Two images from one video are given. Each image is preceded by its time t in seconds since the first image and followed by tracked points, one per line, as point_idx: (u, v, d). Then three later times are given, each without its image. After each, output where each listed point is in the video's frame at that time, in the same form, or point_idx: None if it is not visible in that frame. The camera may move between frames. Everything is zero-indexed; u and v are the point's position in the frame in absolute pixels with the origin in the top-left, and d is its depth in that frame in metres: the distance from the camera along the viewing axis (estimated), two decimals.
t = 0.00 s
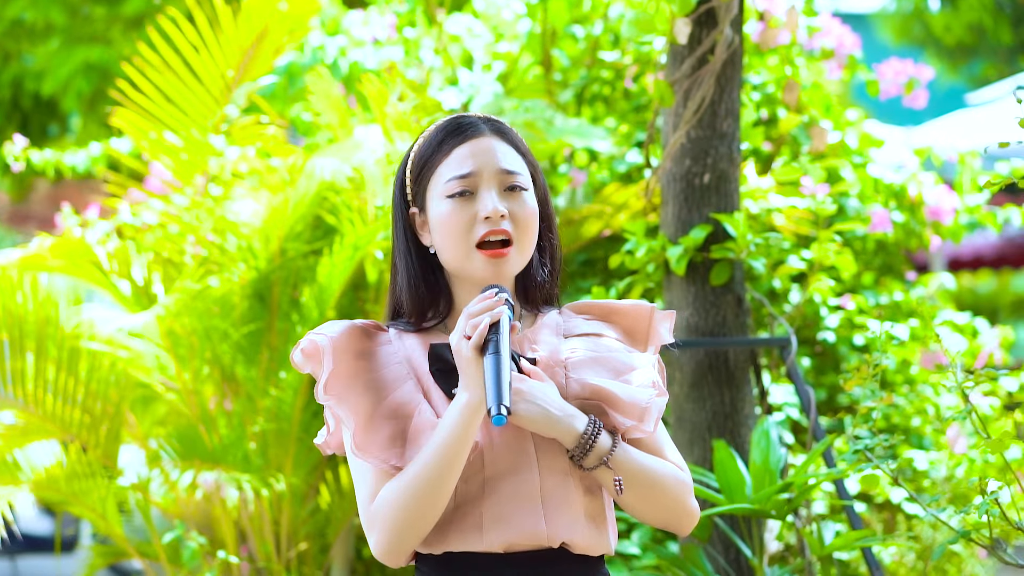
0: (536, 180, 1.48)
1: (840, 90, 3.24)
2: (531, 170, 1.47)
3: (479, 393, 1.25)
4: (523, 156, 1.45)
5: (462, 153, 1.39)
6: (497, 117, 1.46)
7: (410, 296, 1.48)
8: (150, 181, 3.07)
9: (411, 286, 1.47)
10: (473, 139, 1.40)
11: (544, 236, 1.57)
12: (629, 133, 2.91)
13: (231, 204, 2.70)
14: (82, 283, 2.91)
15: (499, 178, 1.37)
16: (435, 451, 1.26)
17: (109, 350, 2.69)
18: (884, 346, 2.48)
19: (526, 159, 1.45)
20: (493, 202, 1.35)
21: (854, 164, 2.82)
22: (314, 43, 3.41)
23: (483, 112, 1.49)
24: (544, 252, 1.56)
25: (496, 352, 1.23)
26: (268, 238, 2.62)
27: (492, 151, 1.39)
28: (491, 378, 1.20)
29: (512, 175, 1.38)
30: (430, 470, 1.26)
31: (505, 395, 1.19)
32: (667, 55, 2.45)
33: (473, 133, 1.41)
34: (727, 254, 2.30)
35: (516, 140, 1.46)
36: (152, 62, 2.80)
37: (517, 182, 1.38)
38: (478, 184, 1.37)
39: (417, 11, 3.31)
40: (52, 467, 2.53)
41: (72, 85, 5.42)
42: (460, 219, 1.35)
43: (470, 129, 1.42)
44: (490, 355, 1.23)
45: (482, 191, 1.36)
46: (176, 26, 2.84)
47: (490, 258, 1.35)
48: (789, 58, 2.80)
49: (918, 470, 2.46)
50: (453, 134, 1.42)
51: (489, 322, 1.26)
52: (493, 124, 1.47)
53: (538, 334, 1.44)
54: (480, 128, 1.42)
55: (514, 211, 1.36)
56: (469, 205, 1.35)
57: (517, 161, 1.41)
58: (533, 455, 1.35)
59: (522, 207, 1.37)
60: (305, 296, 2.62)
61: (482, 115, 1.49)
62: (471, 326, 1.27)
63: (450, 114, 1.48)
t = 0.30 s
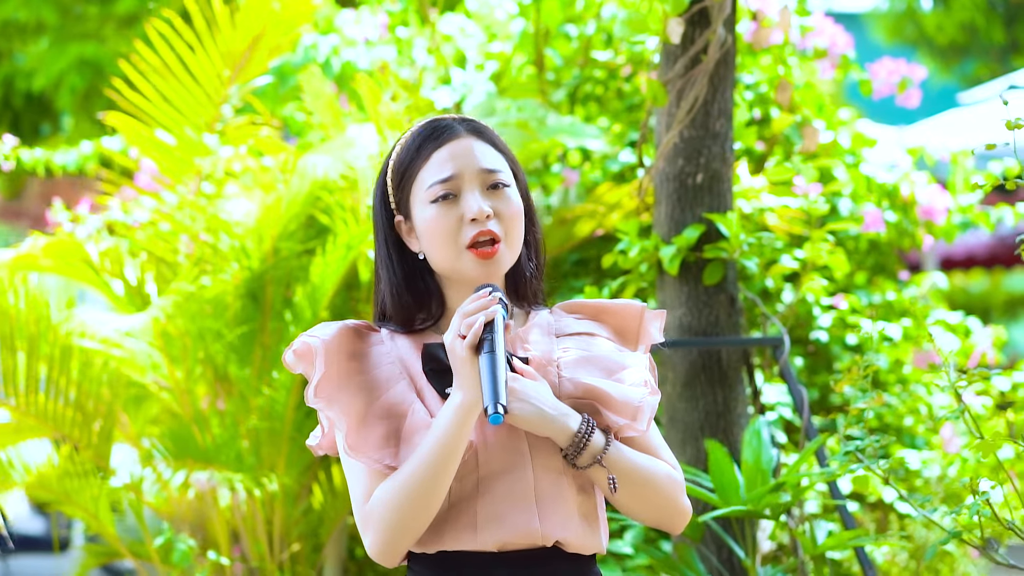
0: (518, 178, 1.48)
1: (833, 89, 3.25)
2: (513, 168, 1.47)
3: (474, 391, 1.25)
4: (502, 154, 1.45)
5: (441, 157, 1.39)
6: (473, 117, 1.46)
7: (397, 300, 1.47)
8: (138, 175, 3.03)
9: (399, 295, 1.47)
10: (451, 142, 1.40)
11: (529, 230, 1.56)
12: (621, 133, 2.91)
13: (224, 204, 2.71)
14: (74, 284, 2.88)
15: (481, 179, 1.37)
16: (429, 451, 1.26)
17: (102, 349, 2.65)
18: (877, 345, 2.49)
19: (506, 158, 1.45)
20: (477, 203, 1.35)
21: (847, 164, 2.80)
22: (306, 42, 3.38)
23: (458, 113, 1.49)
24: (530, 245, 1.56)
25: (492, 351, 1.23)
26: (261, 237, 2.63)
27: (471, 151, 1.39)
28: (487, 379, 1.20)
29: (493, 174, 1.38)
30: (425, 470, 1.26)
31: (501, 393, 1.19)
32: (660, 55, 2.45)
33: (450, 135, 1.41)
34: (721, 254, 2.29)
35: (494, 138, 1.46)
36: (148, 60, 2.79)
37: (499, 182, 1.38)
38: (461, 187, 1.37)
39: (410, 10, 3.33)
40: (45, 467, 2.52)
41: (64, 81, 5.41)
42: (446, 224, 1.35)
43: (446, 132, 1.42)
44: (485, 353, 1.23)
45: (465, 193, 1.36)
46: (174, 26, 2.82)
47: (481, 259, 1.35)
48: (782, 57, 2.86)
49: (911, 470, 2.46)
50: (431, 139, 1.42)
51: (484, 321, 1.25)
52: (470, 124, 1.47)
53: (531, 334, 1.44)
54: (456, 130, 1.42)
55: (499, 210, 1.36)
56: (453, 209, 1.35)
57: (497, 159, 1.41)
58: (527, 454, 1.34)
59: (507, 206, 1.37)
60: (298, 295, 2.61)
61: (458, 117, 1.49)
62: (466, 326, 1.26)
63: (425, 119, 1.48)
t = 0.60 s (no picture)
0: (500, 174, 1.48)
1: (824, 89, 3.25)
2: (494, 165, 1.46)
3: (459, 389, 1.24)
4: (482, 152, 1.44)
5: (420, 160, 1.39)
6: (450, 117, 1.45)
7: (380, 304, 1.47)
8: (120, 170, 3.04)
9: (381, 300, 1.46)
10: (429, 144, 1.40)
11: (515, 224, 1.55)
12: (613, 132, 2.91)
13: (215, 205, 2.69)
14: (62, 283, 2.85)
15: (460, 179, 1.37)
16: (417, 448, 1.26)
17: (92, 349, 2.66)
18: (868, 345, 2.49)
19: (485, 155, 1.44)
20: (459, 203, 1.35)
21: (838, 164, 2.80)
22: (297, 40, 3.40)
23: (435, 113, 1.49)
24: (519, 241, 1.55)
25: (478, 348, 1.23)
26: (252, 237, 2.62)
27: (450, 152, 1.39)
28: (472, 376, 1.20)
29: (472, 174, 1.38)
30: (413, 467, 1.26)
31: (486, 390, 1.18)
32: (652, 54, 2.45)
33: (428, 138, 1.41)
34: (712, 253, 2.30)
35: (473, 137, 1.45)
36: (136, 60, 2.79)
37: (479, 181, 1.38)
38: (442, 188, 1.37)
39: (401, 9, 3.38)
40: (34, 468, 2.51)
41: (58, 79, 5.47)
42: (429, 227, 1.35)
43: (425, 134, 1.42)
44: (471, 351, 1.23)
45: (446, 195, 1.36)
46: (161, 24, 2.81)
47: (468, 260, 1.35)
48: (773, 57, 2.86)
49: (902, 470, 2.46)
50: (410, 142, 1.42)
51: (471, 319, 1.25)
52: (449, 123, 1.47)
53: (522, 334, 1.44)
54: (435, 131, 1.42)
55: (482, 209, 1.36)
56: (436, 211, 1.35)
57: (477, 158, 1.41)
58: (516, 453, 1.34)
59: (490, 204, 1.37)
60: (289, 295, 2.61)
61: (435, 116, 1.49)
62: (453, 323, 1.26)
63: (403, 122, 1.47)
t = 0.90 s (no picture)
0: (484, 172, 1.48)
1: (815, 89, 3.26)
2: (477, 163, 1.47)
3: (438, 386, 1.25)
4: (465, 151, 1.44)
5: (402, 163, 1.39)
6: (431, 118, 1.46)
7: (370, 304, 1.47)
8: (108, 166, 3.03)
9: (371, 298, 1.46)
10: (410, 146, 1.40)
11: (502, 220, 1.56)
12: (605, 132, 2.92)
13: (207, 206, 2.73)
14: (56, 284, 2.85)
15: (442, 180, 1.37)
16: (402, 445, 1.26)
17: (83, 349, 2.69)
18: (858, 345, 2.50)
19: (468, 154, 1.44)
20: (441, 204, 1.35)
21: (829, 164, 2.84)
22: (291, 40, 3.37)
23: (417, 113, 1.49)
24: (507, 237, 1.55)
25: (456, 344, 1.22)
26: (244, 237, 2.61)
27: (431, 153, 1.39)
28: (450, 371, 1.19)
29: (454, 173, 1.38)
30: (399, 464, 1.26)
31: (462, 386, 1.18)
32: (643, 54, 2.45)
33: (409, 140, 1.41)
34: (703, 253, 2.30)
35: (454, 137, 1.46)
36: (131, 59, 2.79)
37: (461, 180, 1.38)
38: (424, 190, 1.37)
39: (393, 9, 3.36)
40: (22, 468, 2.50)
41: (48, 79, 5.44)
42: (414, 229, 1.36)
43: (406, 136, 1.42)
44: (450, 347, 1.22)
45: (429, 196, 1.36)
46: (157, 22, 2.81)
47: (454, 260, 1.36)
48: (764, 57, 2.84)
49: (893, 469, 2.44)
50: (391, 146, 1.42)
51: (450, 316, 1.25)
52: (430, 123, 1.47)
53: (513, 333, 1.44)
54: (416, 133, 1.42)
55: (465, 208, 1.37)
56: (419, 213, 1.36)
57: (459, 157, 1.41)
58: (502, 451, 1.34)
59: (473, 203, 1.37)
60: (280, 294, 2.61)
61: (417, 117, 1.49)
62: (432, 320, 1.26)
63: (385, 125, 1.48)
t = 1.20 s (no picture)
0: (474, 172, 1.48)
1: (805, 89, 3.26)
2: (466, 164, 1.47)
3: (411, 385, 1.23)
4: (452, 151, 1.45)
5: (389, 164, 1.39)
6: (417, 119, 1.46)
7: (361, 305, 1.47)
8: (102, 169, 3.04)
9: (360, 301, 1.46)
10: (396, 147, 1.41)
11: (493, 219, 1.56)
12: (595, 132, 2.92)
13: (195, 203, 2.70)
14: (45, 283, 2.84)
15: (427, 179, 1.37)
16: (383, 443, 1.25)
17: (75, 348, 2.59)
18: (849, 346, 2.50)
19: (455, 153, 1.45)
20: (427, 203, 1.35)
21: (820, 164, 2.83)
22: (281, 41, 3.41)
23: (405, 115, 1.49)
24: (498, 236, 1.55)
25: (430, 341, 1.21)
26: (234, 236, 2.62)
27: (416, 153, 1.39)
28: (420, 363, 1.18)
29: (439, 173, 1.38)
30: (380, 462, 1.26)
31: (430, 382, 1.17)
32: (633, 55, 2.45)
33: (395, 140, 1.42)
34: (693, 253, 2.30)
35: (442, 137, 1.46)
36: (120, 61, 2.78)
37: (447, 180, 1.38)
38: (410, 191, 1.37)
39: (384, 9, 3.35)
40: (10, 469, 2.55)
41: (39, 79, 5.43)
42: (402, 230, 1.36)
43: (393, 137, 1.43)
44: (423, 344, 1.21)
45: (414, 196, 1.36)
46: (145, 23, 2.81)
47: (443, 260, 1.35)
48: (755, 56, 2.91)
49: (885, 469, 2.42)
50: (377, 148, 1.43)
51: (425, 314, 1.25)
52: (418, 125, 1.47)
53: (505, 334, 1.44)
54: (402, 134, 1.43)
55: (451, 207, 1.36)
56: (405, 213, 1.36)
57: (445, 157, 1.41)
58: (486, 451, 1.34)
59: (459, 202, 1.37)
60: (271, 294, 2.61)
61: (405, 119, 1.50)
62: (409, 317, 1.27)
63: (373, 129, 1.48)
